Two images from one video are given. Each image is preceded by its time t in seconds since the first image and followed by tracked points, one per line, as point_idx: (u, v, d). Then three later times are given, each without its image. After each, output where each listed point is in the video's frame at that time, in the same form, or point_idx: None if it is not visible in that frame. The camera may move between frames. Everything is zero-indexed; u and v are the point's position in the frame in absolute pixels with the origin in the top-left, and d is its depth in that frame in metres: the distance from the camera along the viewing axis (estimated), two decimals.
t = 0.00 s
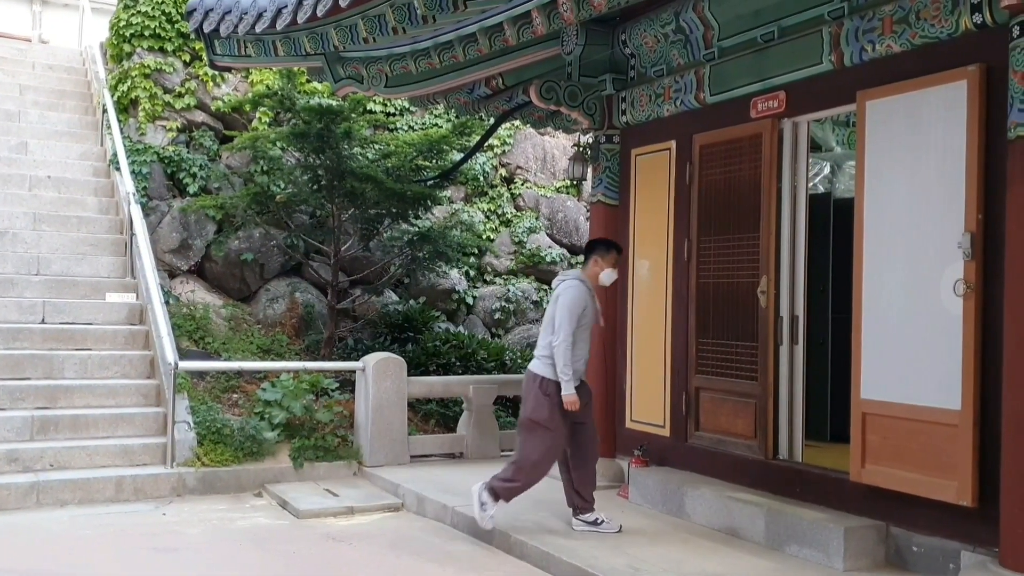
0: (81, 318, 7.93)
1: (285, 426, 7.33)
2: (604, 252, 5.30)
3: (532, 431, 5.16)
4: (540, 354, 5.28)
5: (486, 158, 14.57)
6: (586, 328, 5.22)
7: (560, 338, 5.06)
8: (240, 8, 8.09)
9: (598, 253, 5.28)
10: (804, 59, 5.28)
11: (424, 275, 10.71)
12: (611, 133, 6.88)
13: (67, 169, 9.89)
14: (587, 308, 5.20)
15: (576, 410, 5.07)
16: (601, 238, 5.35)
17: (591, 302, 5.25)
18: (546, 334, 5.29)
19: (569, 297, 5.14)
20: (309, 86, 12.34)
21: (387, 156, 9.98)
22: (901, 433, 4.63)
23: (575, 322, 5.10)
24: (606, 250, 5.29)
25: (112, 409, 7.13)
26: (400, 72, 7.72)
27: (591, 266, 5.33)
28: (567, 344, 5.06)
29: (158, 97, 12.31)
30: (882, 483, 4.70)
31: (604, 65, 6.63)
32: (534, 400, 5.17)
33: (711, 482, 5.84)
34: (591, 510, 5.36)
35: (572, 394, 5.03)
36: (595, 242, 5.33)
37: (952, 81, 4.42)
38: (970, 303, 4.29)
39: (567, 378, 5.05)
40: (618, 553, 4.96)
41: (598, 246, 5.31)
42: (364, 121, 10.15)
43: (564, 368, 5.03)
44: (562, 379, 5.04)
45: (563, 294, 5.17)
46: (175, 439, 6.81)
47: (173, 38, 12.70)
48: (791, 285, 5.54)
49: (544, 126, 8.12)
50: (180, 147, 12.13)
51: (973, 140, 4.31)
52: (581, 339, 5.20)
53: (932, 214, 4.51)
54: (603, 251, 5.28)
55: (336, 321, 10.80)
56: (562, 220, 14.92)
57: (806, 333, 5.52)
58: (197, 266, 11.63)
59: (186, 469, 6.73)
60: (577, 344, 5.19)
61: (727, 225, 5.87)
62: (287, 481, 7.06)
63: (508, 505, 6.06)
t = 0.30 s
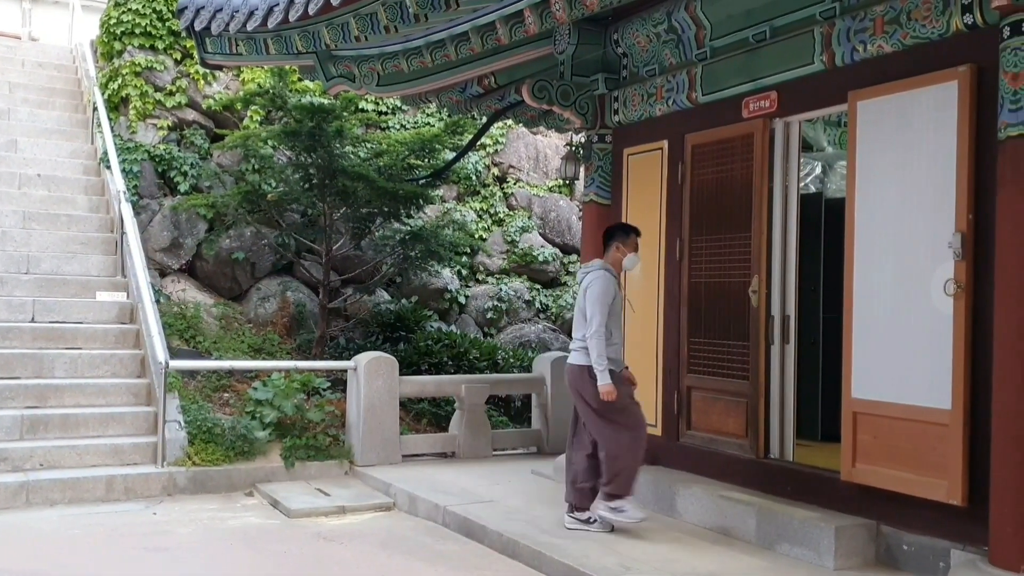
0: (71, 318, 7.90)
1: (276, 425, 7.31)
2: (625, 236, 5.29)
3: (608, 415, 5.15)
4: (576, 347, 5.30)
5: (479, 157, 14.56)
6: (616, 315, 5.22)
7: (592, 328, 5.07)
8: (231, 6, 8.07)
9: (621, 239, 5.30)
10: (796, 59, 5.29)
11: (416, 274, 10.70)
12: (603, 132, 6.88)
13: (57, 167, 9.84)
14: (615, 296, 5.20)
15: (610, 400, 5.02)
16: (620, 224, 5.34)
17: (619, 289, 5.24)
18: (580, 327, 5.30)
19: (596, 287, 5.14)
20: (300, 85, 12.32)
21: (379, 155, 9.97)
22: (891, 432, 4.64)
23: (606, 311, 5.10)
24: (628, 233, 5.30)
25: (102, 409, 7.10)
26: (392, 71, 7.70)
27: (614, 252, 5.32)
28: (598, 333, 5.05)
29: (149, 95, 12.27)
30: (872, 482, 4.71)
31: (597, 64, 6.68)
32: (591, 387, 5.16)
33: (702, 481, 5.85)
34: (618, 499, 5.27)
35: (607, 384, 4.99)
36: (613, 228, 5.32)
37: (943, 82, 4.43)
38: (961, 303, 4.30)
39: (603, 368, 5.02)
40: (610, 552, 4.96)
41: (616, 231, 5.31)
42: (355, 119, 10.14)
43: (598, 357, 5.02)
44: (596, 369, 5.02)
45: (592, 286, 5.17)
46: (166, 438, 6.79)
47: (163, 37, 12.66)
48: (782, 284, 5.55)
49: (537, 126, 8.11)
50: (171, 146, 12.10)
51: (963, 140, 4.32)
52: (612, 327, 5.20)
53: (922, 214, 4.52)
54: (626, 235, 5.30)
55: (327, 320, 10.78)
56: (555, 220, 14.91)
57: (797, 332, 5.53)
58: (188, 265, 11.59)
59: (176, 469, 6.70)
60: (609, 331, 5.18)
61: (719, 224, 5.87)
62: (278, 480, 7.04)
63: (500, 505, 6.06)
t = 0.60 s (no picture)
0: (59, 318, 7.85)
1: (265, 425, 7.29)
2: (661, 240, 5.25)
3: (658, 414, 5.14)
4: (611, 351, 5.28)
5: (469, 157, 14.56)
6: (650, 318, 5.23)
7: (633, 334, 5.06)
8: (221, 5, 8.05)
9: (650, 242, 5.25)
10: (785, 60, 5.30)
11: (406, 273, 10.68)
12: (593, 133, 6.88)
13: (44, 166, 9.78)
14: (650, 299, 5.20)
15: (660, 404, 5.03)
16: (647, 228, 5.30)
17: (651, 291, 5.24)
18: (613, 331, 5.29)
19: (632, 293, 5.13)
20: (290, 84, 12.30)
21: (369, 155, 9.95)
22: (879, 432, 4.66)
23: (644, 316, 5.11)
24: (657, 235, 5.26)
25: (90, 409, 7.06)
26: (382, 71, 7.68)
27: (644, 257, 5.29)
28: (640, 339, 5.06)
29: (138, 94, 12.22)
30: (861, 482, 4.73)
31: (586, 65, 6.68)
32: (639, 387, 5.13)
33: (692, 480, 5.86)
34: (727, 482, 5.16)
35: (658, 389, 4.99)
36: (643, 233, 5.28)
37: (931, 83, 4.45)
38: (949, 303, 4.31)
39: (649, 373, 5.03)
40: (600, 552, 4.96)
41: (648, 236, 5.27)
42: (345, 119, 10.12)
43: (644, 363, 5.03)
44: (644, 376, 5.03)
45: (630, 293, 5.13)
46: (154, 438, 6.76)
47: (152, 35, 12.64)
48: (771, 285, 5.56)
49: (527, 126, 8.11)
50: (160, 145, 12.06)
51: (952, 141, 4.33)
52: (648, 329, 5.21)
53: (911, 215, 4.54)
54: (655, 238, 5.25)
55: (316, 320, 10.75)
56: (546, 220, 14.91)
57: (786, 333, 5.54)
58: (177, 265, 11.54)
59: (165, 469, 6.68)
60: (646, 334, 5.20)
61: (708, 224, 5.88)
62: (267, 481, 7.02)
63: (490, 505, 6.06)
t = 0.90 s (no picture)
0: (43, 316, 7.81)
1: (252, 425, 7.27)
2: (723, 239, 5.18)
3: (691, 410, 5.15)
4: (658, 341, 5.26)
5: (457, 156, 14.55)
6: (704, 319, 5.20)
7: (692, 338, 5.03)
8: (207, 2, 8.01)
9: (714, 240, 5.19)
10: (771, 59, 5.32)
11: (394, 272, 10.66)
12: (581, 132, 6.89)
13: (29, 165, 9.72)
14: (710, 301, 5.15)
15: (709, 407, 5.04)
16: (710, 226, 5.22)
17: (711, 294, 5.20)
18: (665, 325, 5.25)
19: (697, 295, 5.08)
20: (277, 82, 12.27)
21: (356, 153, 9.92)
22: (865, 430, 4.69)
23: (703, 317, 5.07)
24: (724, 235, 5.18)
25: (74, 408, 7.03)
26: (369, 69, 7.66)
27: (708, 256, 5.23)
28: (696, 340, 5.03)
29: (123, 92, 12.17)
30: (847, 480, 4.75)
31: (574, 65, 6.65)
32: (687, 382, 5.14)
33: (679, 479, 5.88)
34: (723, 482, 5.18)
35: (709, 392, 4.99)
36: (708, 230, 5.20)
37: (917, 83, 4.47)
38: (934, 302, 4.34)
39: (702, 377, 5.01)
40: (587, 551, 4.96)
41: (711, 235, 5.19)
42: (332, 117, 10.09)
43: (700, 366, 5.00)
44: (696, 378, 5.01)
45: (693, 293, 5.09)
46: (140, 438, 6.72)
47: (138, 33, 12.59)
48: (758, 284, 5.58)
49: (515, 124, 8.11)
50: (146, 143, 12.00)
51: (937, 141, 4.36)
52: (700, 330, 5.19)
53: (896, 214, 4.56)
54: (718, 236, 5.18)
55: (304, 320, 10.72)
56: (534, 219, 14.91)
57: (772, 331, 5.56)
58: (163, 263, 11.49)
59: (151, 468, 6.65)
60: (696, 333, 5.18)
61: (695, 224, 5.89)
62: (254, 480, 6.99)
63: (477, 504, 6.05)
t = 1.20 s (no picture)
0: (35, 316, 7.78)
1: (244, 425, 7.27)
2: (744, 211, 5.20)
3: (699, 397, 5.21)
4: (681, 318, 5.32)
5: (450, 156, 14.55)
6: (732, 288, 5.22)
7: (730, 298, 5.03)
8: (199, 2, 7.99)
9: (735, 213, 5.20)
10: (764, 60, 5.33)
11: (387, 272, 10.66)
12: (574, 132, 6.91)
13: (21, 164, 9.68)
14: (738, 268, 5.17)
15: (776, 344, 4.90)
16: (729, 198, 5.23)
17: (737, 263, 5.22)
18: (696, 302, 5.27)
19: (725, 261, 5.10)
20: (270, 82, 12.26)
21: (349, 153, 9.91)
22: (857, 430, 4.70)
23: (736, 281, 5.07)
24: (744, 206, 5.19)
25: (66, 408, 7.01)
26: (362, 69, 7.66)
27: (730, 228, 5.24)
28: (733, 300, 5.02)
29: (116, 92, 12.14)
30: (839, 480, 4.76)
31: (567, 65, 6.66)
32: (704, 370, 5.21)
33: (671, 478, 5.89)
34: (716, 481, 5.21)
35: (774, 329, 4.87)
36: (727, 204, 5.21)
37: (908, 84, 4.49)
38: (926, 303, 4.35)
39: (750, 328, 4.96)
40: (579, 551, 4.96)
41: (731, 207, 5.20)
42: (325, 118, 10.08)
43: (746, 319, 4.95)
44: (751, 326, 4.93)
45: (723, 264, 5.10)
46: (132, 438, 6.70)
47: (131, 32, 12.55)
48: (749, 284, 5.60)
49: (508, 124, 8.11)
50: (139, 143, 11.98)
51: (929, 142, 4.37)
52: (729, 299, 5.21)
53: (889, 215, 4.58)
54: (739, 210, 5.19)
55: (296, 320, 10.69)
56: (527, 219, 14.92)
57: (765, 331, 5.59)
58: (155, 263, 11.47)
59: (143, 469, 6.63)
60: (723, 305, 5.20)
61: (688, 224, 5.91)
62: (246, 480, 6.98)
63: (470, 504, 6.05)
